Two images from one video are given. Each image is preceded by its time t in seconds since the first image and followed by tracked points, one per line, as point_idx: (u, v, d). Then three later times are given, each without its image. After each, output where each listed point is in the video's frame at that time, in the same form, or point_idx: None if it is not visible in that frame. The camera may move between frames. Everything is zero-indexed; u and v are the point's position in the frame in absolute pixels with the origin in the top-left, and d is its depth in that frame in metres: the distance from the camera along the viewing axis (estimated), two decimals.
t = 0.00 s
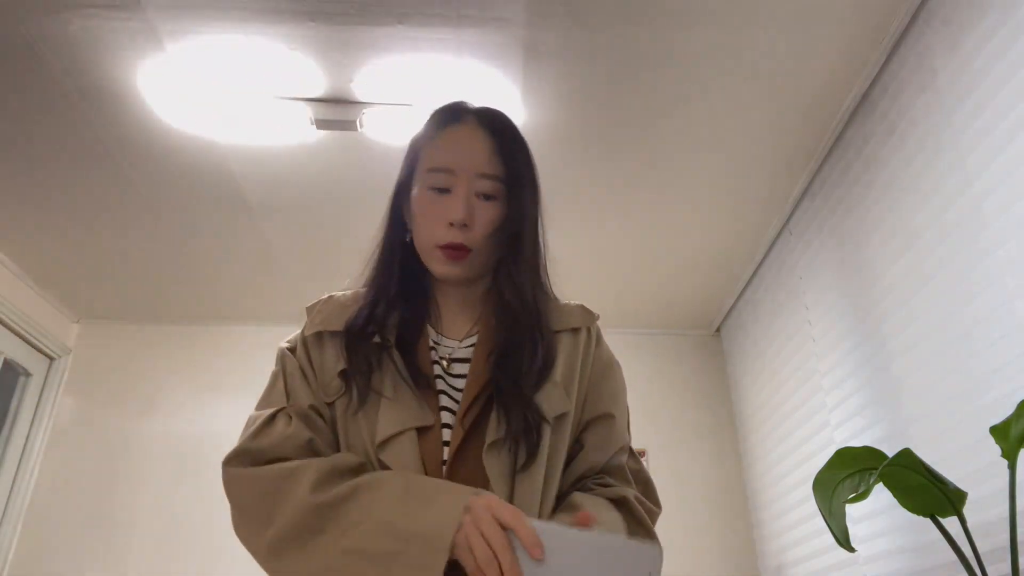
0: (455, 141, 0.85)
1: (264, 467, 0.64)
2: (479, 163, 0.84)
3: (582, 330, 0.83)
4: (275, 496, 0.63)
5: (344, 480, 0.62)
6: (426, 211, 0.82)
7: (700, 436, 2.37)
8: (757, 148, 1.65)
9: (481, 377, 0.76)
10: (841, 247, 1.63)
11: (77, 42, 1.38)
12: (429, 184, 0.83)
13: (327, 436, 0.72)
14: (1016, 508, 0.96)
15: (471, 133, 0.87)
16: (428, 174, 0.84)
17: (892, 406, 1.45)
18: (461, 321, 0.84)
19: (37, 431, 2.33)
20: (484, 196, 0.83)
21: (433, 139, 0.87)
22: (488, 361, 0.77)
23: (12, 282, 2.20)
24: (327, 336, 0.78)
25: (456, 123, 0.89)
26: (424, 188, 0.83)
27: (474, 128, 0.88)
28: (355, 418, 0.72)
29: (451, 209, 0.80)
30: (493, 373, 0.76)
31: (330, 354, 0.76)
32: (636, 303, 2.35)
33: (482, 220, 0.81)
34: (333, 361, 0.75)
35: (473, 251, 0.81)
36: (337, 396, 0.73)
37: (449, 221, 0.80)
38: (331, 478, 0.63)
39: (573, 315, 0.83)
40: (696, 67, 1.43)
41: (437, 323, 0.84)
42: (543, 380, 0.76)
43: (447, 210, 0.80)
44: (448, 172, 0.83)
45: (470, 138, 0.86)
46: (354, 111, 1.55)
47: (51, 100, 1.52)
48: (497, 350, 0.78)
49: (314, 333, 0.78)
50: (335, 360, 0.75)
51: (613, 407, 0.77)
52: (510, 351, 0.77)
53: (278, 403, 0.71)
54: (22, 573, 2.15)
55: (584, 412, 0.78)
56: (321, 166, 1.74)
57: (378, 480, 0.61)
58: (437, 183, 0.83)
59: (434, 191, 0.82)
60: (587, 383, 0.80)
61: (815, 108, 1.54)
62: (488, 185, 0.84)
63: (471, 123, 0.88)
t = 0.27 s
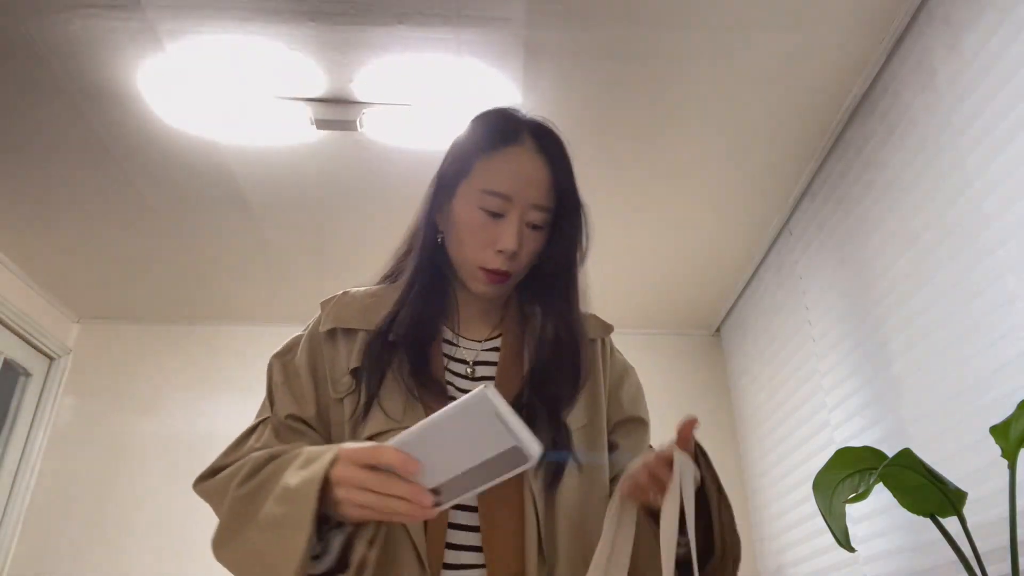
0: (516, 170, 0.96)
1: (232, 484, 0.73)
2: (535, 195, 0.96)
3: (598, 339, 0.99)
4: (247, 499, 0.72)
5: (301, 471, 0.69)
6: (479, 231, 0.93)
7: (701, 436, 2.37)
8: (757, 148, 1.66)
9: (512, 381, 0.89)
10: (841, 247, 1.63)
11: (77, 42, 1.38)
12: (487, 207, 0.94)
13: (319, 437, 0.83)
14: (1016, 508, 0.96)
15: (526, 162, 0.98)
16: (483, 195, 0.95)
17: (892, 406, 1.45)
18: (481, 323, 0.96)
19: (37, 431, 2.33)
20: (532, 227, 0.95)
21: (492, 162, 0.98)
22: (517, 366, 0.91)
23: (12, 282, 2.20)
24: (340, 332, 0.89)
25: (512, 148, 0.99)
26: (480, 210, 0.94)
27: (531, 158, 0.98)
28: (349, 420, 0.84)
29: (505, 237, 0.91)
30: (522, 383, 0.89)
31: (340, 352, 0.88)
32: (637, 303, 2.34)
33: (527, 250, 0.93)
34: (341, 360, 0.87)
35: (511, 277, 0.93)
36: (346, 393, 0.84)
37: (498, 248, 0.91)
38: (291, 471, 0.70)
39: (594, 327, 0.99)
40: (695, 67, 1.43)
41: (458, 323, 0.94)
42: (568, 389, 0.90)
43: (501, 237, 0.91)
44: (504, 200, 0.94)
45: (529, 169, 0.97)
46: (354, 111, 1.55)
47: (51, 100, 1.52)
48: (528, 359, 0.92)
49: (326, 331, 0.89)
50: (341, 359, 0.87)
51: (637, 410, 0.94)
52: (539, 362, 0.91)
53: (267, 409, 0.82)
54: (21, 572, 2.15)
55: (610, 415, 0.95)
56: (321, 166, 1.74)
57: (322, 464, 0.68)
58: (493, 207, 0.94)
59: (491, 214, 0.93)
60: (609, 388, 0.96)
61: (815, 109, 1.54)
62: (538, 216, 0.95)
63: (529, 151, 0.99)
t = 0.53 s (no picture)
0: (529, 176, 0.98)
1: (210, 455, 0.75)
2: (546, 202, 0.97)
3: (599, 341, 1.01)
4: (224, 467, 0.74)
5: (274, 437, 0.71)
6: (489, 234, 0.93)
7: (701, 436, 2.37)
8: (757, 149, 1.66)
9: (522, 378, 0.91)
10: (841, 247, 1.63)
11: (77, 42, 1.38)
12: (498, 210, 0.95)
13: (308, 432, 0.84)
14: (1016, 508, 0.96)
15: (540, 169, 0.99)
16: (494, 199, 0.96)
17: (892, 406, 1.45)
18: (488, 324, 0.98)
19: (37, 431, 2.33)
20: (540, 233, 0.96)
21: (504, 167, 0.99)
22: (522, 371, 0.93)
23: (12, 283, 2.20)
24: (341, 331, 0.89)
25: (526, 153, 1.01)
26: (491, 213, 0.95)
27: (544, 166, 1.00)
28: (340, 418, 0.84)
29: (514, 239, 0.92)
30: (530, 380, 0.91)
31: (341, 351, 0.88)
32: (636, 303, 2.34)
33: (537, 255, 0.94)
34: (342, 360, 0.87)
35: (519, 281, 0.93)
36: (341, 392, 0.85)
37: (507, 251, 0.91)
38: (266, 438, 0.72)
39: (595, 330, 1.02)
40: (695, 67, 1.43)
41: (466, 327, 0.97)
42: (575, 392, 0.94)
43: (511, 240, 0.92)
44: (516, 204, 0.95)
45: (541, 176, 0.99)
46: (354, 111, 1.55)
47: (51, 100, 1.52)
48: (538, 360, 0.94)
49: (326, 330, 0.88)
50: (342, 358, 0.87)
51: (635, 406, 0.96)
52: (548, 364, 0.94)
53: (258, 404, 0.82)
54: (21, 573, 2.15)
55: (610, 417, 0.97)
56: (321, 166, 1.74)
57: (296, 431, 0.70)
58: (505, 211, 0.95)
59: (502, 217, 0.94)
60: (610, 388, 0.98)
61: (815, 109, 1.54)
62: (547, 223, 0.97)
63: (542, 158, 1.01)
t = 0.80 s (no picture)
0: (502, 162, 0.99)
1: (253, 470, 0.75)
2: (522, 185, 0.98)
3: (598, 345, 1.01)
4: (273, 483, 0.74)
5: (338, 457, 0.74)
6: (469, 221, 0.94)
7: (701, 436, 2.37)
8: (757, 149, 1.66)
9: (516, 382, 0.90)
10: (841, 247, 1.63)
11: (78, 42, 1.38)
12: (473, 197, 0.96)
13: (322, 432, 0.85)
14: (1016, 508, 0.96)
15: (515, 155, 1.01)
16: (470, 188, 0.97)
17: (892, 406, 1.45)
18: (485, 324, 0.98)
19: (37, 431, 2.33)
20: (522, 215, 0.97)
21: (479, 156, 1.01)
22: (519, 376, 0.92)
23: (12, 283, 2.20)
24: (344, 331, 0.90)
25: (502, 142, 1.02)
26: (470, 201, 0.96)
27: (518, 152, 1.01)
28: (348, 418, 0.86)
29: (491, 223, 0.93)
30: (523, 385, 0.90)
31: (346, 351, 0.89)
32: (636, 303, 2.34)
33: (518, 236, 0.94)
34: (347, 359, 0.88)
35: (504, 266, 0.94)
36: (347, 392, 0.86)
37: (487, 235, 0.92)
38: (327, 456, 0.75)
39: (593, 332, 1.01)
40: (696, 67, 1.43)
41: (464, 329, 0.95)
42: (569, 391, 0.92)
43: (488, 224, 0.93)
44: (490, 189, 0.97)
45: (515, 160, 1.00)
46: (354, 111, 1.55)
47: (51, 100, 1.52)
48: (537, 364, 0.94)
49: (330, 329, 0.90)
50: (349, 357, 0.88)
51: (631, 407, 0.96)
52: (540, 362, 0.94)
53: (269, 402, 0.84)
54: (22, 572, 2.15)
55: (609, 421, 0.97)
56: (321, 166, 1.74)
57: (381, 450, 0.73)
58: (481, 197, 0.96)
59: (480, 205, 0.95)
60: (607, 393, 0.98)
61: (815, 109, 1.54)
62: (528, 205, 0.97)
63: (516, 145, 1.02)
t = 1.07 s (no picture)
0: (513, 168, 0.96)
1: (253, 478, 0.74)
2: (532, 192, 0.95)
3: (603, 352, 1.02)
4: (274, 497, 0.74)
5: (337, 479, 0.72)
6: (477, 230, 0.93)
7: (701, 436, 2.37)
8: (757, 149, 1.66)
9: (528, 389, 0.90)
10: (841, 247, 1.63)
11: (77, 42, 1.38)
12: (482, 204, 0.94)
13: (319, 435, 0.84)
14: (1016, 509, 0.96)
15: (526, 160, 0.98)
16: (479, 195, 0.95)
17: (892, 406, 1.45)
18: (491, 326, 0.97)
19: (37, 431, 2.33)
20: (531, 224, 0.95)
21: (489, 160, 0.98)
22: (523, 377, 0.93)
23: (12, 283, 2.20)
24: (354, 330, 0.90)
25: (512, 145, 0.99)
26: (478, 209, 0.94)
27: (529, 156, 0.98)
28: (355, 419, 0.86)
29: (500, 234, 0.92)
30: (534, 391, 0.91)
31: (354, 352, 0.89)
32: (636, 303, 2.34)
33: (526, 247, 0.93)
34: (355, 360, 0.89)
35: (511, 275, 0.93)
36: (356, 393, 0.86)
37: (496, 246, 0.91)
38: (326, 476, 0.73)
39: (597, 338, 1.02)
40: (695, 67, 1.43)
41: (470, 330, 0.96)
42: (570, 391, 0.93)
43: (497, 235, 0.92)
44: (500, 197, 0.94)
45: (525, 166, 0.97)
46: (354, 111, 1.55)
47: (51, 100, 1.52)
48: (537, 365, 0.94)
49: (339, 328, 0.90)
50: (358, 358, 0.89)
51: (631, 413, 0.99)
52: (542, 362, 0.94)
53: (270, 399, 0.82)
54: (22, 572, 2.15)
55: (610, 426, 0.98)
56: (320, 165, 1.74)
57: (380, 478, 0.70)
58: (490, 205, 0.94)
59: (488, 213, 0.94)
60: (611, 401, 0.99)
61: (814, 109, 1.54)
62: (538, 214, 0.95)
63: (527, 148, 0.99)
